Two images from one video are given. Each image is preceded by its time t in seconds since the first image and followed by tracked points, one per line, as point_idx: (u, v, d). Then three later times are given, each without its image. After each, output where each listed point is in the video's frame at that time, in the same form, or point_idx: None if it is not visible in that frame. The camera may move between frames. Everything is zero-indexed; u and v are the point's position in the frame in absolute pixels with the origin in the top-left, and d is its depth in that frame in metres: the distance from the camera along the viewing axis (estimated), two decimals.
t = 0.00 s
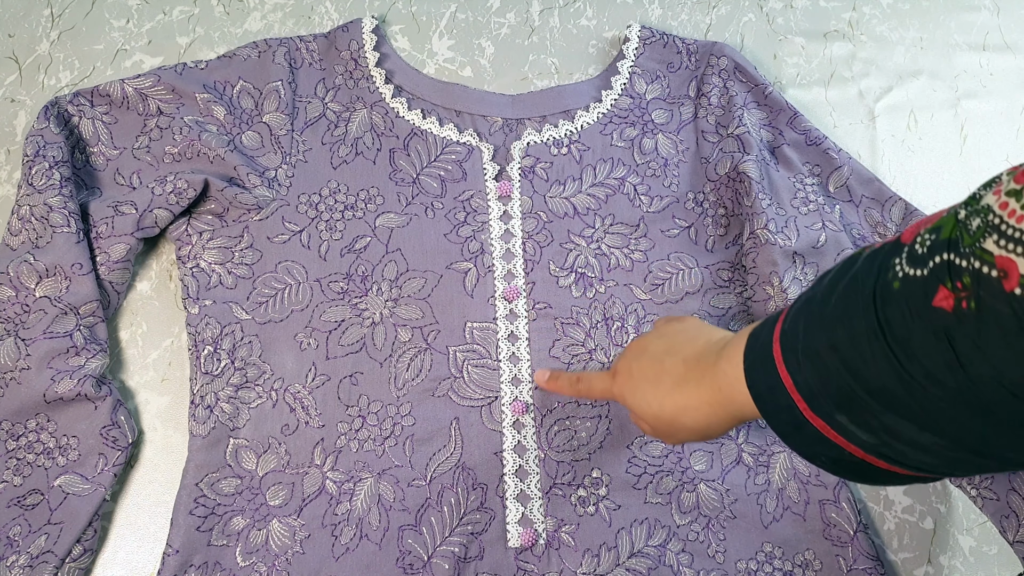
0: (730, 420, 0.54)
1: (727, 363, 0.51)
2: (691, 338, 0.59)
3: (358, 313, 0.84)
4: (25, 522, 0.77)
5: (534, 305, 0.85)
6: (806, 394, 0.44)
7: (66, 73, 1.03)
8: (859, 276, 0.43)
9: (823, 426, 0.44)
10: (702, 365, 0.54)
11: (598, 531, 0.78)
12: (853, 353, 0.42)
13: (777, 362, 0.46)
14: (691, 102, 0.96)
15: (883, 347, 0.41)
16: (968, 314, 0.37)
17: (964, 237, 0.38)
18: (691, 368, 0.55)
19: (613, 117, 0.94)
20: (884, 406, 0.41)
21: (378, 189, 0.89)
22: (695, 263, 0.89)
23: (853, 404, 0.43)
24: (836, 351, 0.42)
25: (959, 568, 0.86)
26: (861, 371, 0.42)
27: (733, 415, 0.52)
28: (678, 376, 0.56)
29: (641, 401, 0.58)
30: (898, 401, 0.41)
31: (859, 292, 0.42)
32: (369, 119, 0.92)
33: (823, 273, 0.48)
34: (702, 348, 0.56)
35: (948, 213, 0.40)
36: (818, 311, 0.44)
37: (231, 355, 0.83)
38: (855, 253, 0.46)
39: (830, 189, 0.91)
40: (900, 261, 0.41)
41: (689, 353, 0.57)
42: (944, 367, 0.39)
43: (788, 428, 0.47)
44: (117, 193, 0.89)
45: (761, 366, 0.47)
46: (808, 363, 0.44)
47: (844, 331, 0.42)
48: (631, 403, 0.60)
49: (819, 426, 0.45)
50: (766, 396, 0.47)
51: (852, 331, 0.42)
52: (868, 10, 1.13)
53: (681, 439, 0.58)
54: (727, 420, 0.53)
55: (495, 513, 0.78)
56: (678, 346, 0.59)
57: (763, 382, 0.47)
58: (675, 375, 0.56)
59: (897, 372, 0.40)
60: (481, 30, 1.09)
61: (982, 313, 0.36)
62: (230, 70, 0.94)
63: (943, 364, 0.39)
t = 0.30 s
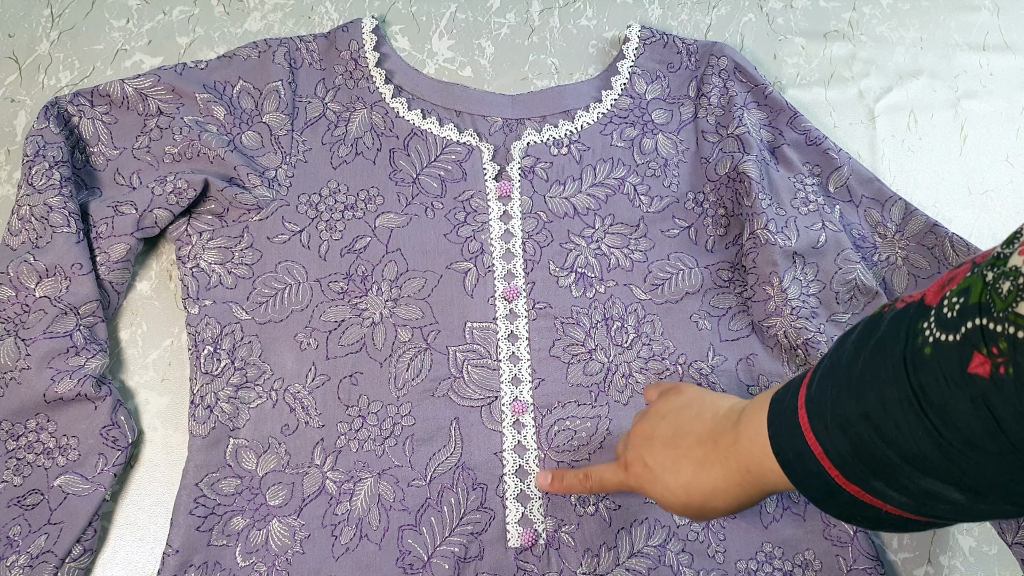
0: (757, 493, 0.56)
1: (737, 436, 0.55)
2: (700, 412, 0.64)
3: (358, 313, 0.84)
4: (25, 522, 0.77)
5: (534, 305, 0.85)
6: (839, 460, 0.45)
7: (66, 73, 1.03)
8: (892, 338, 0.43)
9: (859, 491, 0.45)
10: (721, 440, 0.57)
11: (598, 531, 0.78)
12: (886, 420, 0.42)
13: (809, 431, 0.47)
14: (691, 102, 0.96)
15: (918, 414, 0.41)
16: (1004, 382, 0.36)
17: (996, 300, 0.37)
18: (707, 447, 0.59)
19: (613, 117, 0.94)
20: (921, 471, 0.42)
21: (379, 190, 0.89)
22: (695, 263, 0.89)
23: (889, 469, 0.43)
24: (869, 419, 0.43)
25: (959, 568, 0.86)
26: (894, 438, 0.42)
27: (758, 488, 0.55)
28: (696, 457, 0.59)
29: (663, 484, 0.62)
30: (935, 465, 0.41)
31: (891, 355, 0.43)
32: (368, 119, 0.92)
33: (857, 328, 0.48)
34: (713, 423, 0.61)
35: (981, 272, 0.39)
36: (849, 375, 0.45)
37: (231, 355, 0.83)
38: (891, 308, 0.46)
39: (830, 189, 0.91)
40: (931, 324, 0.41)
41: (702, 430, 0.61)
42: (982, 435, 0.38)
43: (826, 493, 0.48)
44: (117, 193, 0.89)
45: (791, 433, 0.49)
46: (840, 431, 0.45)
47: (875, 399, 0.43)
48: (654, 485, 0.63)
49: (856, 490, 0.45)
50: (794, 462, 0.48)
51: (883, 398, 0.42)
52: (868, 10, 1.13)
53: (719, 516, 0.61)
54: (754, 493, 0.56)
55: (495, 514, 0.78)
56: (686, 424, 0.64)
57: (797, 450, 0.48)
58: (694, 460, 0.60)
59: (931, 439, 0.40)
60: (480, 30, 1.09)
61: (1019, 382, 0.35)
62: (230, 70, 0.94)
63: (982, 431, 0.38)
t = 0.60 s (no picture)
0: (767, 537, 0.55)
1: (754, 481, 0.54)
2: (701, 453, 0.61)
3: (358, 313, 0.84)
4: (25, 522, 0.77)
5: (534, 305, 0.85)
6: (851, 492, 0.45)
7: (66, 73, 1.03)
8: (907, 368, 0.44)
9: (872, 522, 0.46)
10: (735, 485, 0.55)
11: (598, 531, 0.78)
12: (899, 449, 0.43)
13: (818, 463, 0.48)
14: (691, 102, 0.96)
15: (932, 444, 0.41)
16: (1019, 411, 0.36)
17: (1011, 329, 0.37)
18: (718, 492, 0.56)
19: (613, 118, 0.94)
20: (936, 502, 0.42)
21: (379, 190, 0.89)
22: (695, 264, 0.89)
23: (902, 499, 0.43)
24: (882, 449, 0.43)
25: (959, 568, 0.86)
26: (908, 469, 0.42)
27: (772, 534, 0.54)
28: (707, 503, 0.57)
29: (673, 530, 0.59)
30: (949, 495, 0.41)
31: (905, 385, 0.43)
32: (368, 119, 0.92)
33: (869, 359, 0.49)
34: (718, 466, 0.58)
35: (994, 301, 0.40)
36: (862, 406, 0.45)
37: (231, 355, 0.83)
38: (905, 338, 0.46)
39: (830, 189, 0.91)
40: (947, 354, 0.41)
41: (708, 472, 0.58)
42: (997, 465, 0.38)
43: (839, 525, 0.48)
44: (117, 193, 0.89)
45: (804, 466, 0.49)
46: (852, 462, 0.45)
47: (888, 431, 0.43)
48: (662, 532, 0.60)
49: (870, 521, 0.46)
50: (804, 493, 0.49)
51: (897, 428, 0.43)
52: (868, 10, 1.13)
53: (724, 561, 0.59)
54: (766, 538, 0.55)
55: (495, 514, 0.78)
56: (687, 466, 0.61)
57: (808, 481, 0.49)
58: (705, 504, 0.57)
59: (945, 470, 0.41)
60: (480, 30, 1.09)
61: None
62: (230, 70, 0.94)
63: (997, 460, 0.38)
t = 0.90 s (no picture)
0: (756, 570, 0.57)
1: (742, 510, 0.56)
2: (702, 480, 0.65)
3: (358, 313, 0.84)
4: (25, 522, 0.77)
5: (534, 305, 0.85)
6: (837, 521, 0.46)
7: (66, 73, 1.03)
8: (900, 400, 0.45)
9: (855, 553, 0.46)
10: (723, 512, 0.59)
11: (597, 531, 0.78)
12: (886, 480, 0.43)
13: (807, 491, 0.49)
14: (691, 102, 0.96)
15: (919, 475, 0.41)
16: (1009, 445, 0.37)
17: (1006, 362, 0.38)
18: (708, 518, 0.60)
19: (613, 118, 0.94)
20: (919, 535, 0.42)
21: (379, 190, 0.89)
22: (695, 264, 0.89)
23: (885, 531, 0.44)
24: (870, 479, 0.44)
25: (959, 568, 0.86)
26: (893, 499, 0.43)
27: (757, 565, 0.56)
28: (697, 527, 0.61)
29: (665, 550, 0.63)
30: (933, 529, 0.41)
31: (896, 415, 0.44)
32: (368, 119, 0.92)
33: (864, 390, 0.50)
34: (713, 496, 0.62)
35: (991, 335, 0.41)
36: (854, 435, 0.46)
37: (231, 356, 0.83)
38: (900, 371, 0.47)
39: (830, 190, 0.91)
40: (940, 386, 0.42)
41: (703, 498, 0.63)
42: (984, 500, 0.38)
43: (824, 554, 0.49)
44: (117, 193, 0.89)
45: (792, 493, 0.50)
46: (840, 491, 0.46)
47: (877, 461, 0.44)
48: (654, 552, 0.64)
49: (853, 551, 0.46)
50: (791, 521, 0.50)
51: (886, 457, 0.44)
52: (868, 10, 1.13)
53: None
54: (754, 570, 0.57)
55: (495, 514, 0.78)
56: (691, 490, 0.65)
57: (796, 508, 0.50)
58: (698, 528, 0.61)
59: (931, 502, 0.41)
60: (480, 30, 1.09)
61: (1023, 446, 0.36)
62: (230, 70, 0.94)
63: (984, 495, 0.38)
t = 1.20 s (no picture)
0: None
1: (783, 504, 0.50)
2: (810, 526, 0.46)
3: (358, 313, 0.84)
4: (25, 522, 0.77)
5: (534, 305, 0.85)
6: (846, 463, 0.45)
7: (66, 73, 1.03)
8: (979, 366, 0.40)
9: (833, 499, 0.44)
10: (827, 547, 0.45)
11: (598, 531, 0.78)
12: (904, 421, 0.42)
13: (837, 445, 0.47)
14: (692, 102, 0.96)
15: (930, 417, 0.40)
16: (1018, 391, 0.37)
17: None
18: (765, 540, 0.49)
19: (613, 118, 0.94)
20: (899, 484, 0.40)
21: (379, 190, 0.89)
22: (695, 264, 0.89)
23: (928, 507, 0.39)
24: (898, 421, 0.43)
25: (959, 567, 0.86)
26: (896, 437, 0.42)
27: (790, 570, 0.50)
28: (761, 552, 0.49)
29: (734, 550, 0.47)
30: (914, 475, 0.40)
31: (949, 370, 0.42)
32: (368, 119, 0.92)
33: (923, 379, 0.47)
34: (802, 484, 0.46)
35: None
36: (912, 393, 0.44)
37: (231, 356, 0.83)
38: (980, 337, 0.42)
39: (830, 190, 0.90)
40: None
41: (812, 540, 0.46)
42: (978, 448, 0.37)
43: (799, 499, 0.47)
44: (117, 193, 0.89)
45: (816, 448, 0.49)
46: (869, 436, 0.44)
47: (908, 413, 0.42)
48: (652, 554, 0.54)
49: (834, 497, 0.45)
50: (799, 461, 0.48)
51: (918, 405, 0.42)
52: (868, 10, 1.13)
53: None
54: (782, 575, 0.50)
55: (495, 514, 0.78)
56: (765, 476, 0.48)
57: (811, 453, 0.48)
58: (783, 522, 0.46)
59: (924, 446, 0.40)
60: (480, 29, 1.09)
61: None
62: (230, 70, 0.94)
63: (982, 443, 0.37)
